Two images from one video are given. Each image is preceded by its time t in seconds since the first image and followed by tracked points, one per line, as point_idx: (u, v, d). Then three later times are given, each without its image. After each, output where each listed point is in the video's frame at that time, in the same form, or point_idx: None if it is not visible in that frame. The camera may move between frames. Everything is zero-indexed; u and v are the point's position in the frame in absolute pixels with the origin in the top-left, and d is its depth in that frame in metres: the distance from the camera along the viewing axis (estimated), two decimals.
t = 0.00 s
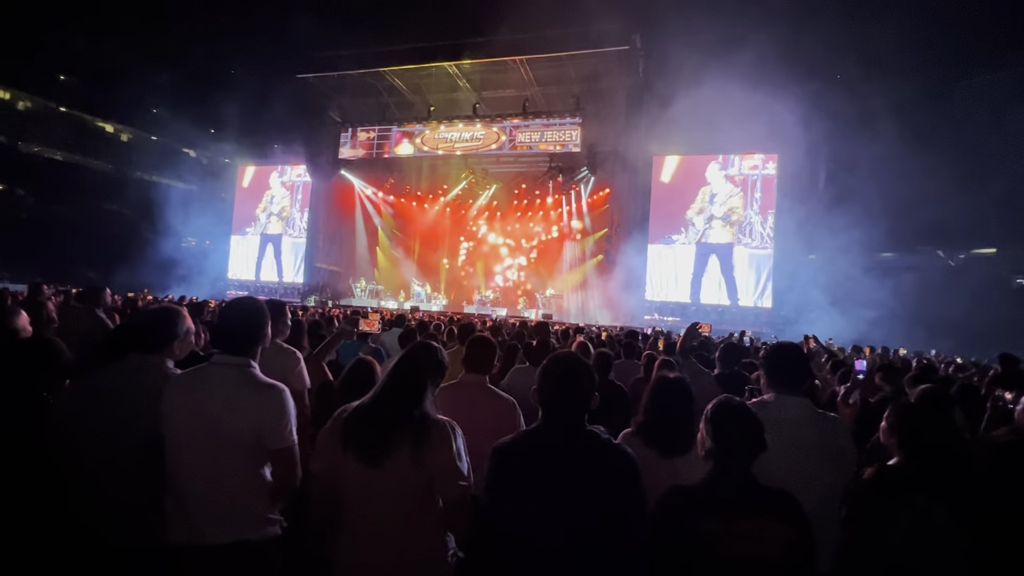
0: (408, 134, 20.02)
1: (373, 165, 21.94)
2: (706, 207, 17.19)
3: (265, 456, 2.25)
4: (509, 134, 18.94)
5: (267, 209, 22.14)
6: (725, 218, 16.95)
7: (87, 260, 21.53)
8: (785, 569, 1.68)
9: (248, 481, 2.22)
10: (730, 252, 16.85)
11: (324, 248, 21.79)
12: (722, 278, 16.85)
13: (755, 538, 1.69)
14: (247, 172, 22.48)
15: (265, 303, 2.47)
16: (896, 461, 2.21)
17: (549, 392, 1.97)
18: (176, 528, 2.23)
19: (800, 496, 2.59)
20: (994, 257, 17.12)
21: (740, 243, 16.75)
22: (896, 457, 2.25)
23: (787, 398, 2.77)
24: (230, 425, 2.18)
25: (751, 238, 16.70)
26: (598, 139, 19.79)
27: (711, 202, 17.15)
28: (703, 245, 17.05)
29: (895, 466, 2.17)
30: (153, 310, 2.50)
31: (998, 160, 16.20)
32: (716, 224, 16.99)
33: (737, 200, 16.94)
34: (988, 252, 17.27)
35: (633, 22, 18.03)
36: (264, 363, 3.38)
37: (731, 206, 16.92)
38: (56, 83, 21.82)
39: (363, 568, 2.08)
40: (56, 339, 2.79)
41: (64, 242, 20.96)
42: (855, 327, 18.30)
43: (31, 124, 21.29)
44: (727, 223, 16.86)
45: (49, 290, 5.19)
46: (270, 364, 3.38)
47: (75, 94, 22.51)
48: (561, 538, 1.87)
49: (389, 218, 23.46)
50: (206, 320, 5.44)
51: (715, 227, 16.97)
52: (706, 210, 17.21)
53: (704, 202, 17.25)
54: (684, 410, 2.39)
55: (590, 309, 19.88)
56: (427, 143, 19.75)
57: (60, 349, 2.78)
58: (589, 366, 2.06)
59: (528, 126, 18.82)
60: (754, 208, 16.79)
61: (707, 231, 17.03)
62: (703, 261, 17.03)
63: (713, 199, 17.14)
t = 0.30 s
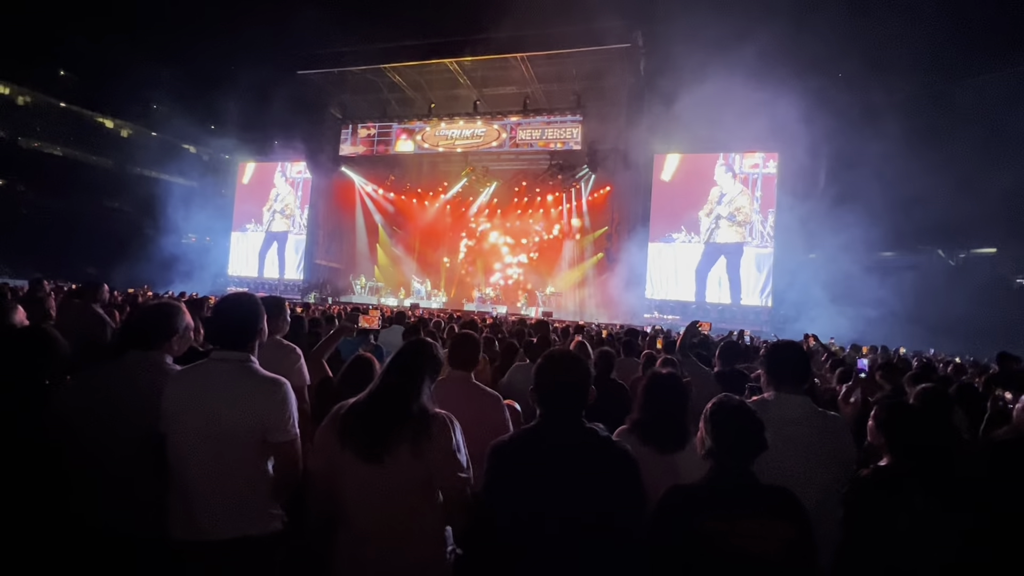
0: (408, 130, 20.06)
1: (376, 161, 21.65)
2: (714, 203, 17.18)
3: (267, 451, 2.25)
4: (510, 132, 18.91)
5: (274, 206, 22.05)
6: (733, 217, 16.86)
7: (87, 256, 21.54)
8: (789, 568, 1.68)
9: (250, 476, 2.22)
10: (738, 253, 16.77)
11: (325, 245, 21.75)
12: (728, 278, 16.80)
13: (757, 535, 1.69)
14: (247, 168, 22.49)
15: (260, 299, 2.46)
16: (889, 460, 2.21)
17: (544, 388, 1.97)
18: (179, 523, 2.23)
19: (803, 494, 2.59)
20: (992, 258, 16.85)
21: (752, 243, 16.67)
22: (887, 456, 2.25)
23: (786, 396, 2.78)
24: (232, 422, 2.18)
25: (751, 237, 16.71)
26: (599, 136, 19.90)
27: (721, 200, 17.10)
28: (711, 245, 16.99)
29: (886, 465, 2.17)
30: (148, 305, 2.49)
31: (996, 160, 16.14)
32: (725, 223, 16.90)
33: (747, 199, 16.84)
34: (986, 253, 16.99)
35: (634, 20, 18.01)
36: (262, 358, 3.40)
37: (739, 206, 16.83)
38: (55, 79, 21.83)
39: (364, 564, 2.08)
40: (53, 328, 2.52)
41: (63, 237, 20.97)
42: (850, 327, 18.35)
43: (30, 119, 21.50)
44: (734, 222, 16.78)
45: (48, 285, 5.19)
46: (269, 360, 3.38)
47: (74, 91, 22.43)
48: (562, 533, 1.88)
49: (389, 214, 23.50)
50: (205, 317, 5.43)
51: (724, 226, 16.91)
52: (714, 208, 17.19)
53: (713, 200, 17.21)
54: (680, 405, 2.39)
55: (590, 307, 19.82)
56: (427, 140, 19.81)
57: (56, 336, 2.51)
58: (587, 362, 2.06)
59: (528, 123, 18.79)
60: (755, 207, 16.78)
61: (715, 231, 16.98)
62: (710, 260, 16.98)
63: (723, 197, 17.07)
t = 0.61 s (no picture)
0: (410, 127, 20.07)
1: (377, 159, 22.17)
2: (712, 202, 17.16)
3: (269, 446, 2.25)
4: (512, 130, 18.86)
5: (272, 203, 21.99)
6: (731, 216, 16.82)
7: (87, 252, 21.53)
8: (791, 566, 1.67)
9: (252, 471, 2.22)
10: (736, 251, 16.76)
11: (326, 242, 21.88)
12: (726, 275, 16.81)
13: (759, 535, 1.68)
14: (248, 165, 22.44)
15: (260, 295, 2.45)
16: (888, 459, 2.20)
17: (539, 387, 2.00)
18: (181, 518, 2.23)
19: (806, 494, 2.58)
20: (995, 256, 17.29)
21: (748, 241, 16.67)
22: (884, 455, 2.25)
23: (787, 396, 2.78)
24: (234, 416, 2.18)
25: (752, 236, 16.68)
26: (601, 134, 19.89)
27: (720, 197, 17.09)
28: (709, 243, 16.97)
29: (884, 464, 2.17)
30: (146, 301, 2.49)
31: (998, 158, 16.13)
32: (724, 221, 16.87)
33: (746, 198, 16.84)
34: (989, 251, 17.43)
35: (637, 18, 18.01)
36: (262, 354, 3.39)
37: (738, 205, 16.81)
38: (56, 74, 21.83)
39: (366, 560, 2.07)
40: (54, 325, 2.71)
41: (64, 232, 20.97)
42: (850, 326, 18.34)
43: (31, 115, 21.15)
44: (731, 220, 16.76)
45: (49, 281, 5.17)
46: (270, 356, 3.39)
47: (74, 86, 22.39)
48: (564, 529, 1.87)
49: (389, 211, 23.41)
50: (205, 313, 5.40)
51: (722, 224, 16.88)
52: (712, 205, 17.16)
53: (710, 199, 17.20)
54: (679, 402, 2.38)
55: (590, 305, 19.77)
56: (428, 138, 19.81)
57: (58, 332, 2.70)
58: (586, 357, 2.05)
59: (529, 121, 18.75)
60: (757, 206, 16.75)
61: (712, 229, 16.97)
62: (709, 258, 16.95)
63: (721, 195, 17.08)
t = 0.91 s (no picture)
0: (411, 126, 20.09)
1: (379, 158, 22.60)
2: (709, 201, 17.15)
3: (272, 444, 2.25)
4: (513, 129, 18.86)
5: (270, 201, 22.01)
6: (725, 214, 16.90)
7: (89, 250, 21.56)
8: (793, 566, 1.67)
9: (255, 469, 2.23)
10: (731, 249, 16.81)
11: (327, 240, 22.31)
12: (723, 274, 16.80)
13: (760, 532, 1.68)
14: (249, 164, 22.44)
15: (263, 294, 2.46)
16: (888, 459, 2.20)
17: (523, 382, 2.02)
18: (184, 517, 2.24)
19: (809, 494, 2.58)
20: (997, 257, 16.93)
21: (745, 240, 16.69)
22: (884, 455, 2.25)
23: (789, 396, 2.77)
24: (238, 414, 2.19)
25: (753, 234, 16.66)
26: (602, 133, 19.91)
27: (715, 196, 17.10)
28: (703, 241, 17.01)
29: (884, 464, 2.17)
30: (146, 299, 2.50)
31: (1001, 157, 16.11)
32: (718, 219, 16.95)
33: (743, 198, 16.86)
34: (991, 252, 17.09)
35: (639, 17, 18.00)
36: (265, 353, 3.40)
37: (734, 203, 16.87)
38: (60, 74, 21.93)
39: (365, 558, 2.07)
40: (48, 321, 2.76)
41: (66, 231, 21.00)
42: (853, 326, 18.29)
43: (33, 114, 21.14)
44: (725, 219, 16.85)
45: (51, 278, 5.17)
46: (271, 353, 3.40)
47: (77, 85, 22.47)
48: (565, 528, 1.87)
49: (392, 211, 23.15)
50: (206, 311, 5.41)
51: (716, 222, 16.94)
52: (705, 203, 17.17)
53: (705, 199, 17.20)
54: (682, 402, 2.38)
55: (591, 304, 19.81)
56: (430, 136, 19.83)
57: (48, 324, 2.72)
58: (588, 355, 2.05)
59: (531, 120, 18.76)
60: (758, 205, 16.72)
61: (706, 227, 17.01)
62: (705, 257, 17.00)
63: (716, 194, 17.11)
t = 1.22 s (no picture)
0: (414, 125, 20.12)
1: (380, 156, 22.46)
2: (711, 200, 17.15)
3: (274, 444, 2.25)
4: (516, 128, 18.94)
5: (272, 200, 22.07)
6: (727, 214, 16.89)
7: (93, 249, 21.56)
8: (797, 565, 1.67)
9: (256, 468, 2.22)
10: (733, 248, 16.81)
11: (330, 240, 22.34)
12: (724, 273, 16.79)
13: (763, 532, 1.68)
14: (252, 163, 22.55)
15: (269, 293, 2.47)
16: (893, 458, 2.20)
17: (499, 378, 2.05)
18: (187, 516, 2.24)
19: (811, 494, 2.57)
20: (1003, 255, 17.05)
21: (746, 239, 16.70)
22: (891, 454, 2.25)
23: (791, 396, 2.77)
24: (241, 413, 2.19)
25: (756, 234, 16.66)
26: (606, 133, 19.92)
27: (717, 195, 17.11)
28: (705, 241, 16.99)
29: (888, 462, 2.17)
30: (145, 299, 2.49)
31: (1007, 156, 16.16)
32: (719, 218, 16.94)
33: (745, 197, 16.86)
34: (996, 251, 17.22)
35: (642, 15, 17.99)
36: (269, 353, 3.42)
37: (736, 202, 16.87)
38: (64, 73, 21.93)
39: (365, 557, 2.07)
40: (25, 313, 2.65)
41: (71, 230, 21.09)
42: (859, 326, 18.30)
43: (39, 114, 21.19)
44: (729, 219, 16.81)
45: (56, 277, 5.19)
46: (275, 354, 3.42)
47: (82, 85, 22.48)
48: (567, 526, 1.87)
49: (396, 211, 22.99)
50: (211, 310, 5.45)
51: (719, 222, 16.93)
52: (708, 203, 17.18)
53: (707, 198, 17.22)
54: (684, 401, 2.39)
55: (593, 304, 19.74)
56: (433, 135, 19.84)
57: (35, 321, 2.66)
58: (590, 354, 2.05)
59: (533, 119, 18.85)
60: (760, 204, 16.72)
61: (709, 226, 16.99)
62: (706, 257, 16.97)
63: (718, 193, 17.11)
